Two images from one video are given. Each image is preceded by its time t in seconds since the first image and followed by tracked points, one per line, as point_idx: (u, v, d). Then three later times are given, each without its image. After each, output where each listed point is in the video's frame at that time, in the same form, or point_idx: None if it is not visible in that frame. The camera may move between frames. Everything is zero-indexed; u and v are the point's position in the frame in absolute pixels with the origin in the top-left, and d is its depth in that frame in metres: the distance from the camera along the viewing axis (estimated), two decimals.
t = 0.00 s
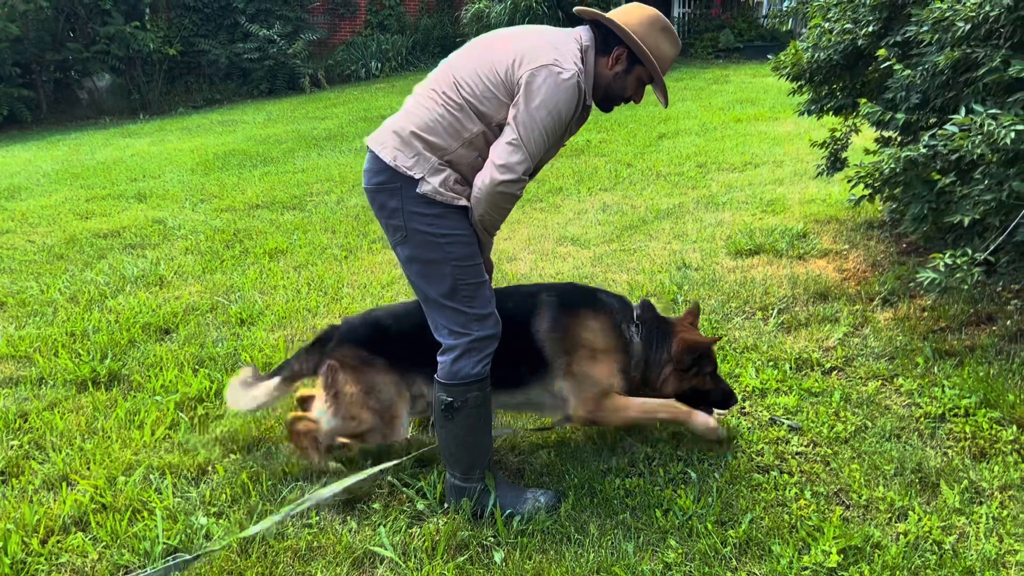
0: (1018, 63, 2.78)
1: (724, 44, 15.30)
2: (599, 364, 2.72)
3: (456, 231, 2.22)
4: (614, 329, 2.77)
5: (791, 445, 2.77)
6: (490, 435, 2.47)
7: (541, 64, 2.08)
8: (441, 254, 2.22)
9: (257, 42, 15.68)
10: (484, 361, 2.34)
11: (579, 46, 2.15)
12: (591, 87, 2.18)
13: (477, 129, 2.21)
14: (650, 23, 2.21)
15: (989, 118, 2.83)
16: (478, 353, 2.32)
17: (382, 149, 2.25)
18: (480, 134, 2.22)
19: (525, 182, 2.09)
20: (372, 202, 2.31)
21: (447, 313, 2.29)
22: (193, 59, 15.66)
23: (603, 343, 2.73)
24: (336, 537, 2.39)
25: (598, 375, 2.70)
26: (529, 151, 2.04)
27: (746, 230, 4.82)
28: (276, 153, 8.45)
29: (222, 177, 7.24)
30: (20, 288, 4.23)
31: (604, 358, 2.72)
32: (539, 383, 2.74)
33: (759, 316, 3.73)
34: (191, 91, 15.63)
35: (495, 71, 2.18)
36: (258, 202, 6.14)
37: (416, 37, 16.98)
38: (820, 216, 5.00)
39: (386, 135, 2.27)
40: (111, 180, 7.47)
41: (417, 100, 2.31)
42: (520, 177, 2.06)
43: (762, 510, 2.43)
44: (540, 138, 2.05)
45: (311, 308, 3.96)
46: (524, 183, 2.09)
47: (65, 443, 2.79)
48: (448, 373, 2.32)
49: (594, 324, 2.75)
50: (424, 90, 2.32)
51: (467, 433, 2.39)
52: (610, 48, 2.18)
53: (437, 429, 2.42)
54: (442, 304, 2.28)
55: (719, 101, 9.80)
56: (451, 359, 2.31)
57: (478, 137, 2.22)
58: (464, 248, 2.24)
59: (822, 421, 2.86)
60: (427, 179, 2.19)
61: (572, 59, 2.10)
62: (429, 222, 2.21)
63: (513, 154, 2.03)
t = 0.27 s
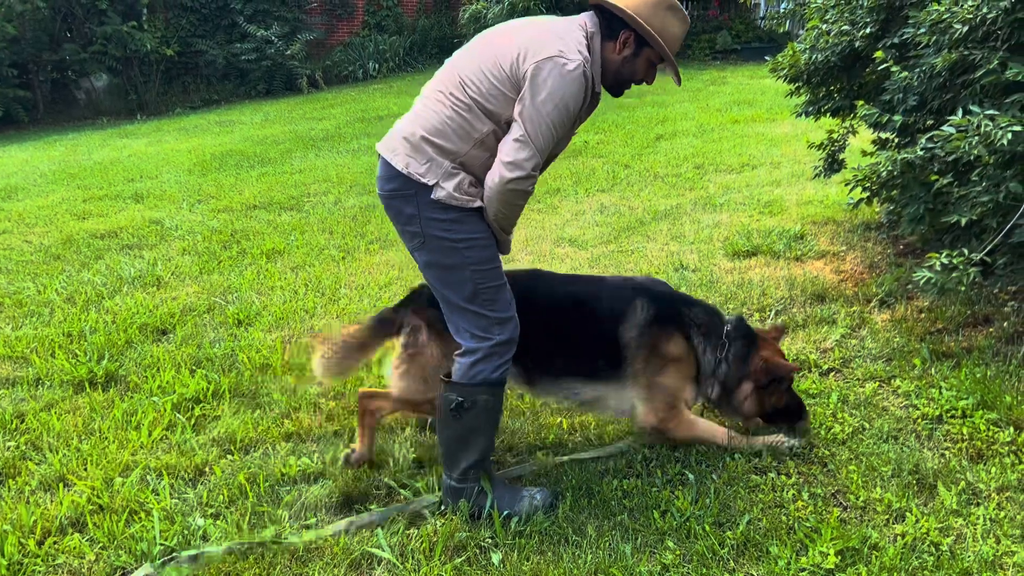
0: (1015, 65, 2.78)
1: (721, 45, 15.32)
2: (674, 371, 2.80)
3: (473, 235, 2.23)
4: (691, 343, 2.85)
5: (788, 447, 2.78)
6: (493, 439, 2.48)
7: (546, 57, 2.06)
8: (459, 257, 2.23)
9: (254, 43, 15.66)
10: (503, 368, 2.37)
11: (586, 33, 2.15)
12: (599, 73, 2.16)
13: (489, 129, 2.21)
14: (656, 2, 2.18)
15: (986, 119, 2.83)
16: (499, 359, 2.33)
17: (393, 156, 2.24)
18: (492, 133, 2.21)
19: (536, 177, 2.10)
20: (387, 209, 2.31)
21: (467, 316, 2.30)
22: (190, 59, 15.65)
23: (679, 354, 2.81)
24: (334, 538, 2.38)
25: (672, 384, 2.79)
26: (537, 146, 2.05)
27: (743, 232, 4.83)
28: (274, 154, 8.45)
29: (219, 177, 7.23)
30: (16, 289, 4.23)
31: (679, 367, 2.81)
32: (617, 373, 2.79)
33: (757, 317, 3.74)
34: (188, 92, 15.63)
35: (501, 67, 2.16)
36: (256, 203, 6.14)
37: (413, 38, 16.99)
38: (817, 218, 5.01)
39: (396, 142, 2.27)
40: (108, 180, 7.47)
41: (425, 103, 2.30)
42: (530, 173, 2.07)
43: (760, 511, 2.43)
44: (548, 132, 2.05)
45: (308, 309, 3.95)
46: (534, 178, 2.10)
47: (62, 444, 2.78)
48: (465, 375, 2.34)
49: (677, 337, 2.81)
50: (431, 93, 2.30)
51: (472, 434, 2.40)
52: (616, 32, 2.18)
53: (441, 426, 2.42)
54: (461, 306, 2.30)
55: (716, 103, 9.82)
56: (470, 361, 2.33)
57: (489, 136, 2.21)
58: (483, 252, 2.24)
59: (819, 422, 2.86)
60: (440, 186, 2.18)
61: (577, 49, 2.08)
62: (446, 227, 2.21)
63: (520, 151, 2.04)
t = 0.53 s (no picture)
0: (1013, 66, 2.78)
1: (718, 47, 15.31)
2: (660, 395, 2.81)
3: (502, 243, 2.26)
4: (676, 363, 2.85)
5: (786, 449, 2.78)
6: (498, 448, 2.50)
7: (566, 45, 2.03)
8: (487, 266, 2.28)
9: (252, 43, 15.65)
10: (519, 379, 2.37)
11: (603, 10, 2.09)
12: (623, 47, 2.12)
13: (516, 127, 2.24)
14: None
15: (984, 120, 2.83)
16: (516, 370, 2.34)
17: (420, 169, 2.29)
18: (519, 130, 2.24)
19: (581, 164, 2.07)
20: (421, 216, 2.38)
21: (493, 326, 2.32)
22: (187, 60, 15.65)
23: (659, 373, 2.83)
24: (331, 539, 2.38)
25: (663, 406, 2.80)
26: (578, 134, 2.02)
27: (740, 233, 4.84)
28: (271, 154, 8.45)
29: (216, 178, 7.23)
30: (13, 289, 4.22)
31: (663, 388, 2.83)
32: (605, 410, 2.84)
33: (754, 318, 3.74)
34: (185, 92, 15.64)
35: (521, 61, 2.16)
36: (253, 203, 6.14)
37: (410, 39, 17.02)
38: (814, 219, 5.01)
39: (423, 152, 2.31)
40: (105, 180, 7.46)
41: (449, 107, 2.32)
42: (574, 162, 2.04)
43: (757, 512, 2.43)
44: (585, 118, 2.01)
45: (305, 310, 3.95)
46: (580, 166, 2.06)
47: (59, 444, 2.78)
48: (479, 381, 2.36)
49: (654, 359, 2.84)
50: (454, 96, 2.32)
51: (480, 441, 2.42)
52: (635, 3, 2.10)
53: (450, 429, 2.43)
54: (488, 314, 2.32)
55: (714, 104, 9.83)
56: (487, 369, 2.33)
57: (517, 134, 2.25)
58: (513, 260, 2.28)
59: (816, 423, 2.87)
60: (469, 196, 2.24)
61: (599, 31, 2.03)
62: (476, 234, 2.26)
63: (559, 143, 2.01)
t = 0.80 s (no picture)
0: (1009, 67, 2.79)
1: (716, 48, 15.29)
2: (651, 405, 2.79)
3: (554, 239, 2.30)
4: (644, 372, 2.79)
5: (782, 450, 2.78)
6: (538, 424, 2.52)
7: (620, 54, 2.11)
8: (539, 262, 2.30)
9: (248, 44, 15.62)
10: (569, 366, 2.38)
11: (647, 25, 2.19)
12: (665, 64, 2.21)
13: (567, 133, 2.28)
14: None
15: (980, 122, 2.84)
16: (567, 357, 2.36)
17: (473, 174, 2.34)
18: (570, 136, 2.29)
19: (643, 167, 2.09)
20: (471, 219, 2.44)
21: (548, 321, 2.35)
22: (184, 60, 15.63)
23: (641, 384, 2.78)
24: (328, 539, 2.38)
25: (657, 413, 2.79)
26: (635, 139, 2.07)
27: (737, 233, 4.85)
28: (268, 154, 8.45)
29: (213, 178, 7.22)
30: (9, 289, 4.21)
31: (651, 398, 2.79)
32: (587, 422, 2.84)
33: (751, 319, 3.74)
34: (182, 92, 15.63)
35: (575, 68, 2.21)
36: (250, 204, 6.13)
37: (408, 40, 17.01)
38: (811, 220, 5.02)
39: (475, 158, 2.35)
40: (102, 180, 7.45)
41: (500, 114, 2.37)
42: (636, 165, 2.07)
43: (753, 512, 2.43)
44: (640, 123, 2.07)
45: (302, 310, 3.95)
46: (643, 168, 2.09)
47: (55, 444, 2.78)
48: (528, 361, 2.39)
49: (627, 372, 2.77)
50: (506, 103, 2.37)
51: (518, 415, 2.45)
52: (673, 22, 2.20)
53: (485, 403, 2.47)
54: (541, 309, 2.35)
55: (711, 105, 9.83)
56: (538, 350, 2.37)
57: (567, 140, 2.29)
58: (566, 255, 2.30)
59: (812, 424, 2.88)
60: (521, 198, 2.28)
61: (648, 42, 2.12)
62: (526, 233, 2.30)
63: (618, 150, 2.06)
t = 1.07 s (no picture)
0: (1003, 69, 2.79)
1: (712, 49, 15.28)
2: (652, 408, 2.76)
3: (590, 224, 2.34)
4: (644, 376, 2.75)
5: (777, 450, 2.79)
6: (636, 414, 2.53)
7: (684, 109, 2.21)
8: (580, 249, 2.35)
9: (245, 44, 15.60)
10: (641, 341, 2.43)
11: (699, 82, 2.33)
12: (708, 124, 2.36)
13: (605, 156, 2.35)
14: (757, 66, 2.37)
15: (974, 122, 2.85)
16: (636, 331, 2.41)
17: (507, 165, 2.36)
18: (604, 159, 2.35)
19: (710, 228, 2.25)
20: (497, 210, 2.44)
21: (601, 299, 2.41)
22: (180, 61, 15.62)
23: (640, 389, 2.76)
24: (324, 540, 2.38)
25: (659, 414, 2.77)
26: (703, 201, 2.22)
27: (733, 234, 4.86)
28: (264, 155, 8.45)
29: (209, 178, 7.22)
30: (3, 290, 4.21)
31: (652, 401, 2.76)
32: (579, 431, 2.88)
33: (746, 319, 3.75)
34: (178, 93, 15.62)
35: (625, 101, 2.30)
36: (246, 204, 6.13)
37: (405, 40, 17.01)
38: (806, 221, 5.03)
39: (511, 150, 2.38)
40: (98, 181, 7.44)
41: (541, 116, 2.41)
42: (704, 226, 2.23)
43: (749, 512, 2.44)
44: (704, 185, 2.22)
45: (298, 311, 3.95)
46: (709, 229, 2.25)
47: (51, 445, 2.78)
48: (613, 351, 2.40)
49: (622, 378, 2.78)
50: (547, 108, 2.42)
51: (622, 409, 2.46)
52: (718, 87, 2.37)
53: (591, 408, 2.47)
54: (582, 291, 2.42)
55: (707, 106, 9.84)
56: (611, 336, 2.40)
57: (600, 161, 2.36)
58: (603, 238, 2.37)
59: (806, 424, 2.89)
60: (558, 193, 2.32)
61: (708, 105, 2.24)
62: (563, 223, 2.34)
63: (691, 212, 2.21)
